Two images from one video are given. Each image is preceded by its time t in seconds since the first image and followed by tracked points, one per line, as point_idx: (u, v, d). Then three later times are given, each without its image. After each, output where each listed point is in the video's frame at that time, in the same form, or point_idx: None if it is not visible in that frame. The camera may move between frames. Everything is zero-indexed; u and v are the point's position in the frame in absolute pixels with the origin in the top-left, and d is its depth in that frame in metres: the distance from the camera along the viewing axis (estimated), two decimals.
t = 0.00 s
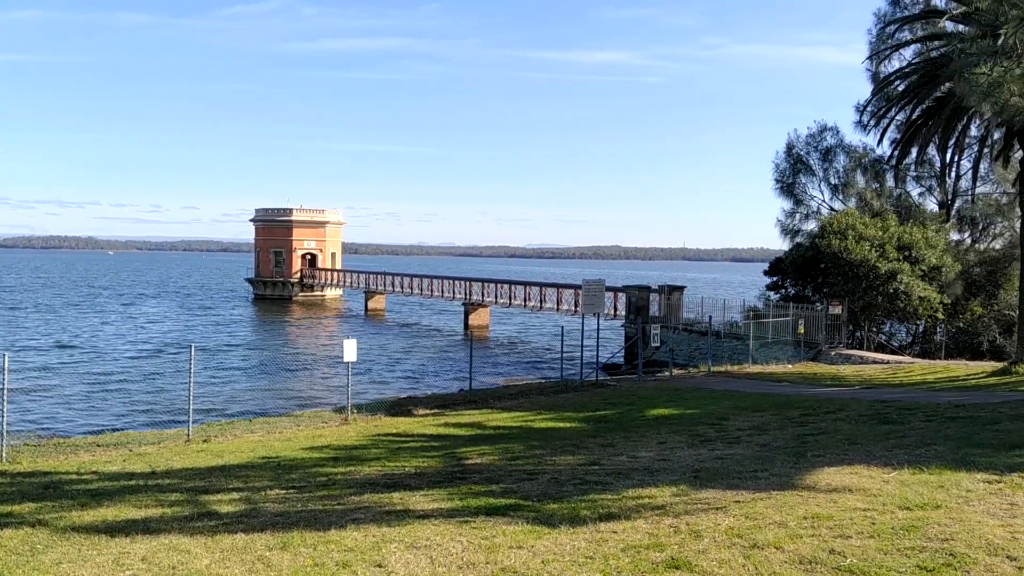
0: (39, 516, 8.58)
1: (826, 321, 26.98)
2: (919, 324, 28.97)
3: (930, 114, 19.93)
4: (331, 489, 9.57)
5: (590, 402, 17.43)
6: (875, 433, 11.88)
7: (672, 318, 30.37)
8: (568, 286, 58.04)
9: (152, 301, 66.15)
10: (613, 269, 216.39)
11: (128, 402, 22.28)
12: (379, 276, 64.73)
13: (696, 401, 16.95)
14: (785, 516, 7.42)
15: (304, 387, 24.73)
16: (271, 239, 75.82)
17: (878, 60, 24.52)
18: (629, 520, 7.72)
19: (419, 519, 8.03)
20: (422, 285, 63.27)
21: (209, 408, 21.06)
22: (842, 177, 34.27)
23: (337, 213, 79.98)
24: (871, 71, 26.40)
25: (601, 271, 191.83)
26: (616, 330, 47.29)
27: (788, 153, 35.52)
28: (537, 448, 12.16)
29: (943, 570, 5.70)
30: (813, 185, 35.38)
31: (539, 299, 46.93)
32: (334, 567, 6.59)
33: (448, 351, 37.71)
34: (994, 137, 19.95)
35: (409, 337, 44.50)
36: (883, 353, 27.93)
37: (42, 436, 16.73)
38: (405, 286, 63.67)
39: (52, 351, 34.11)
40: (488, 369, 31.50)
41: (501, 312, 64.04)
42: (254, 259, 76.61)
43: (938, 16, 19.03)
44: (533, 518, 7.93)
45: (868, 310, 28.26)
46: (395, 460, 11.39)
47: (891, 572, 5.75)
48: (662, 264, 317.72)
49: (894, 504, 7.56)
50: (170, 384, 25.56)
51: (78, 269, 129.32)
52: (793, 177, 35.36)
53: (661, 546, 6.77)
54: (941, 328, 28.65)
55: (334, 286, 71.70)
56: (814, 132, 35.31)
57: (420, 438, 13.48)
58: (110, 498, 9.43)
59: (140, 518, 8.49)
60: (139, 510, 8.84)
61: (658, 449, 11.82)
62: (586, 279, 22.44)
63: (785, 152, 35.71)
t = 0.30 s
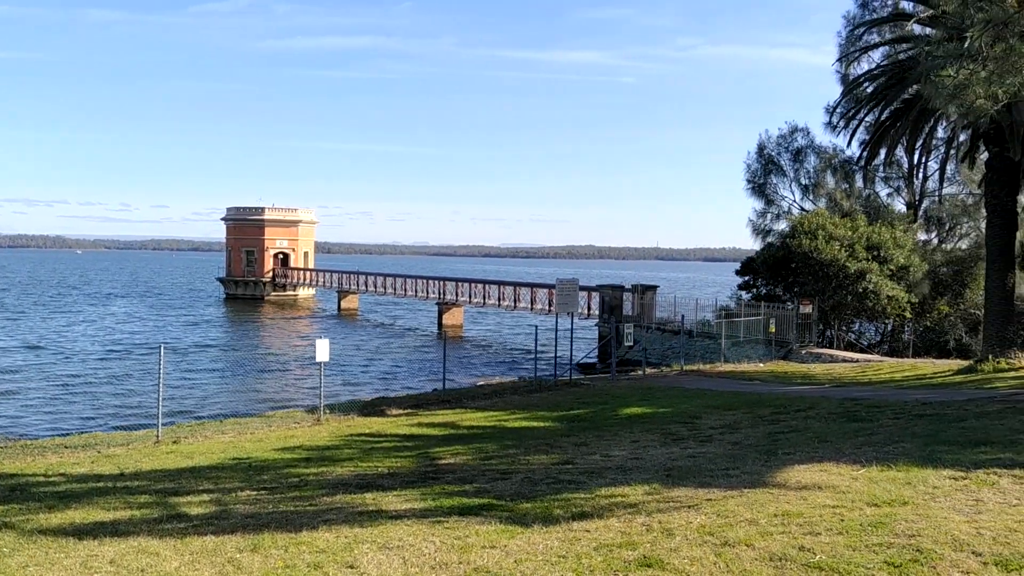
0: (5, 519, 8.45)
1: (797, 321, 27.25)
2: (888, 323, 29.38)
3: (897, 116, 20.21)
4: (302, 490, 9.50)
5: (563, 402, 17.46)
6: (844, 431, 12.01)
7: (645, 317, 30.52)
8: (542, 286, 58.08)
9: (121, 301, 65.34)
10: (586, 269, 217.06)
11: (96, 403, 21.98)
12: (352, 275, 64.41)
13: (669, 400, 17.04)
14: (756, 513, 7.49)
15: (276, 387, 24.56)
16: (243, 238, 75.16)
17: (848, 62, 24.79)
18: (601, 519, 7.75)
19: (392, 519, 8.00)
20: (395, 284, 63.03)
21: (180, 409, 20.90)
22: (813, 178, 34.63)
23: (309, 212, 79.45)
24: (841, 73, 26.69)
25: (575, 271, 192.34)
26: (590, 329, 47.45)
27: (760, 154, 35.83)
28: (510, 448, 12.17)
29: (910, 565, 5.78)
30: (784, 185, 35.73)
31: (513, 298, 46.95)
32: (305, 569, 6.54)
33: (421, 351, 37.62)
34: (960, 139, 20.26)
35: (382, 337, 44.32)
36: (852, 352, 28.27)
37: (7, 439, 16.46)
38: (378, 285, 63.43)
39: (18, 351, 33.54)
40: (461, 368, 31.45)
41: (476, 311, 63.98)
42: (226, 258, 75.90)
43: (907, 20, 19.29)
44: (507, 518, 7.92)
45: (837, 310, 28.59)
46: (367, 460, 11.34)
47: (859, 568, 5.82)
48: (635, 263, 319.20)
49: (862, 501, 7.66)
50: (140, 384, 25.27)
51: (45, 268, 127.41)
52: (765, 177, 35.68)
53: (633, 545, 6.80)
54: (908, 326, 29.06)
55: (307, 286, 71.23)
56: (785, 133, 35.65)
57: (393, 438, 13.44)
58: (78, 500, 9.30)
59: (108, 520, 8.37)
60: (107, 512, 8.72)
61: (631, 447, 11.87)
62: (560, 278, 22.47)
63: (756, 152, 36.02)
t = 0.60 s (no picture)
0: None
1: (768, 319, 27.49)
2: (857, 322, 29.74)
3: (867, 117, 20.45)
4: (274, 491, 9.43)
5: (537, 401, 17.49)
6: (814, 429, 12.14)
7: (618, 316, 30.67)
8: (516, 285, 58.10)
9: (90, 301, 64.48)
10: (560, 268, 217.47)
11: (64, 404, 21.65)
12: (325, 274, 64.06)
13: (643, 398, 17.12)
14: (728, 511, 7.54)
15: (248, 387, 24.37)
16: (214, 236, 74.47)
17: (818, 64, 25.03)
18: (574, 518, 7.77)
19: (365, 520, 7.95)
20: (369, 284, 62.76)
21: (151, 409, 20.71)
22: (784, 178, 34.98)
23: (282, 210, 78.88)
24: (812, 74, 26.96)
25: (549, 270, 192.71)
26: (564, 328, 47.55)
27: (732, 154, 36.13)
28: (484, 447, 12.16)
29: (878, 561, 5.85)
30: (756, 185, 36.03)
31: (487, 297, 46.96)
32: (275, 570, 6.48)
33: (395, 351, 37.55)
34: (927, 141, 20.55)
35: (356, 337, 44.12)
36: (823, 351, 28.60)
37: None
38: (351, 284, 63.13)
39: None
40: (435, 368, 31.40)
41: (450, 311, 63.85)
42: (197, 257, 75.16)
43: (876, 22, 19.50)
44: (481, 518, 7.92)
45: (808, 309, 28.90)
46: (340, 460, 11.29)
47: (828, 564, 5.88)
48: (609, 263, 320.34)
49: (832, 498, 7.74)
50: (109, 385, 24.95)
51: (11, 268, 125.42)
52: (737, 177, 35.95)
53: (606, 544, 6.82)
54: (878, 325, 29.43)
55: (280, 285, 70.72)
56: (757, 133, 35.97)
57: (366, 438, 13.38)
58: (45, 502, 9.15)
59: (75, 522, 8.25)
60: (73, 514, 8.59)
61: (605, 446, 11.91)
62: (534, 277, 22.49)
63: (729, 152, 36.30)
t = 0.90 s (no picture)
0: None
1: (742, 318, 27.70)
2: (829, 321, 30.05)
3: (839, 118, 20.67)
4: (247, 492, 9.35)
5: (512, 400, 17.49)
6: (787, 427, 12.25)
7: (594, 315, 30.76)
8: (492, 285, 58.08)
9: (59, 301, 63.63)
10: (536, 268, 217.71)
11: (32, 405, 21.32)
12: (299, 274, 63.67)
13: (618, 397, 17.18)
14: (701, 509, 7.58)
15: (221, 387, 24.15)
16: (187, 235, 73.75)
17: (791, 65, 25.25)
18: (549, 517, 7.78)
19: (339, 521, 7.91)
20: (344, 283, 62.45)
21: (122, 410, 20.49)
22: (757, 179, 35.27)
23: (255, 209, 78.30)
24: (785, 76, 27.20)
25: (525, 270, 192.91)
26: (539, 328, 47.60)
27: (706, 154, 36.37)
28: (459, 447, 12.15)
29: (848, 558, 5.92)
30: (729, 185, 36.29)
31: (463, 297, 46.90)
32: (247, 572, 6.43)
33: (370, 351, 37.39)
34: (897, 142, 20.82)
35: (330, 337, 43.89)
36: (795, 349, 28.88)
37: None
38: (326, 284, 62.77)
39: None
40: (410, 368, 31.31)
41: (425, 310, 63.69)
42: (169, 256, 74.38)
43: (847, 24, 19.73)
44: (455, 517, 7.91)
45: (781, 308, 29.17)
46: (314, 461, 11.22)
47: (798, 561, 5.93)
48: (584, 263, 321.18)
49: (804, 495, 7.82)
50: (79, 386, 24.61)
51: None
52: (711, 177, 36.20)
53: (580, 542, 6.83)
54: (849, 325, 29.75)
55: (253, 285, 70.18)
56: (731, 134, 36.25)
57: (341, 438, 13.31)
58: (12, 504, 9.02)
59: (43, 524, 8.13)
60: (41, 516, 8.46)
61: (580, 445, 11.94)
62: (510, 276, 22.47)
63: (703, 153, 36.54)
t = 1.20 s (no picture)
0: None
1: (712, 317, 27.94)
2: (798, 320, 30.40)
3: (807, 119, 20.90)
4: (215, 494, 9.25)
5: (484, 399, 17.47)
6: (756, 425, 12.36)
7: (566, 314, 30.83)
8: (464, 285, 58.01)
9: (24, 300, 62.59)
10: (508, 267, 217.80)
11: None
12: (269, 273, 63.14)
13: (589, 396, 17.22)
14: (671, 507, 7.63)
15: (189, 388, 23.88)
16: (154, 234, 72.83)
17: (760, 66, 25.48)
18: (520, 516, 7.78)
19: (309, 522, 7.85)
20: (315, 282, 62.07)
21: (90, 411, 20.24)
22: (727, 179, 35.56)
23: (224, 208, 77.51)
24: (754, 77, 27.45)
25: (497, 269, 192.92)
26: (511, 327, 47.61)
27: (677, 154, 36.60)
28: (430, 446, 12.11)
29: (814, 553, 5.98)
30: (700, 185, 36.54)
31: (435, 296, 46.77)
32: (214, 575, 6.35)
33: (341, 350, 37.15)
34: (864, 143, 21.11)
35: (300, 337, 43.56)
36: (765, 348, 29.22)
37: None
38: (296, 283, 62.34)
39: None
40: (381, 368, 31.17)
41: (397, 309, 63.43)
42: (136, 255, 73.37)
43: (815, 26, 19.94)
44: (426, 517, 7.88)
45: (751, 307, 29.47)
46: (284, 462, 11.12)
47: (766, 558, 5.98)
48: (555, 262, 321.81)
49: (772, 493, 7.90)
50: (43, 387, 24.17)
51: None
52: (681, 177, 36.43)
53: (550, 541, 6.84)
54: (817, 324, 30.10)
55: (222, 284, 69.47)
56: (702, 134, 36.50)
57: (311, 438, 13.22)
58: None
59: (6, 528, 7.97)
60: (4, 520, 8.30)
61: (551, 444, 11.95)
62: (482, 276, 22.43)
63: (674, 153, 36.76)
